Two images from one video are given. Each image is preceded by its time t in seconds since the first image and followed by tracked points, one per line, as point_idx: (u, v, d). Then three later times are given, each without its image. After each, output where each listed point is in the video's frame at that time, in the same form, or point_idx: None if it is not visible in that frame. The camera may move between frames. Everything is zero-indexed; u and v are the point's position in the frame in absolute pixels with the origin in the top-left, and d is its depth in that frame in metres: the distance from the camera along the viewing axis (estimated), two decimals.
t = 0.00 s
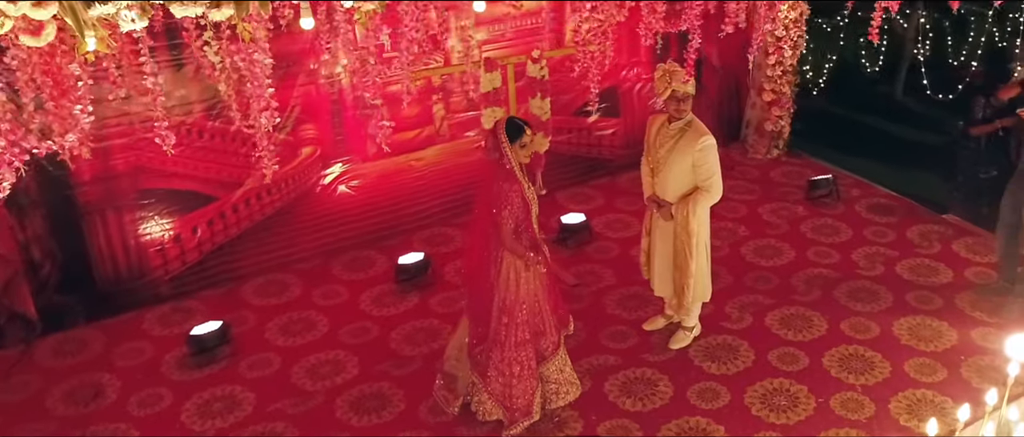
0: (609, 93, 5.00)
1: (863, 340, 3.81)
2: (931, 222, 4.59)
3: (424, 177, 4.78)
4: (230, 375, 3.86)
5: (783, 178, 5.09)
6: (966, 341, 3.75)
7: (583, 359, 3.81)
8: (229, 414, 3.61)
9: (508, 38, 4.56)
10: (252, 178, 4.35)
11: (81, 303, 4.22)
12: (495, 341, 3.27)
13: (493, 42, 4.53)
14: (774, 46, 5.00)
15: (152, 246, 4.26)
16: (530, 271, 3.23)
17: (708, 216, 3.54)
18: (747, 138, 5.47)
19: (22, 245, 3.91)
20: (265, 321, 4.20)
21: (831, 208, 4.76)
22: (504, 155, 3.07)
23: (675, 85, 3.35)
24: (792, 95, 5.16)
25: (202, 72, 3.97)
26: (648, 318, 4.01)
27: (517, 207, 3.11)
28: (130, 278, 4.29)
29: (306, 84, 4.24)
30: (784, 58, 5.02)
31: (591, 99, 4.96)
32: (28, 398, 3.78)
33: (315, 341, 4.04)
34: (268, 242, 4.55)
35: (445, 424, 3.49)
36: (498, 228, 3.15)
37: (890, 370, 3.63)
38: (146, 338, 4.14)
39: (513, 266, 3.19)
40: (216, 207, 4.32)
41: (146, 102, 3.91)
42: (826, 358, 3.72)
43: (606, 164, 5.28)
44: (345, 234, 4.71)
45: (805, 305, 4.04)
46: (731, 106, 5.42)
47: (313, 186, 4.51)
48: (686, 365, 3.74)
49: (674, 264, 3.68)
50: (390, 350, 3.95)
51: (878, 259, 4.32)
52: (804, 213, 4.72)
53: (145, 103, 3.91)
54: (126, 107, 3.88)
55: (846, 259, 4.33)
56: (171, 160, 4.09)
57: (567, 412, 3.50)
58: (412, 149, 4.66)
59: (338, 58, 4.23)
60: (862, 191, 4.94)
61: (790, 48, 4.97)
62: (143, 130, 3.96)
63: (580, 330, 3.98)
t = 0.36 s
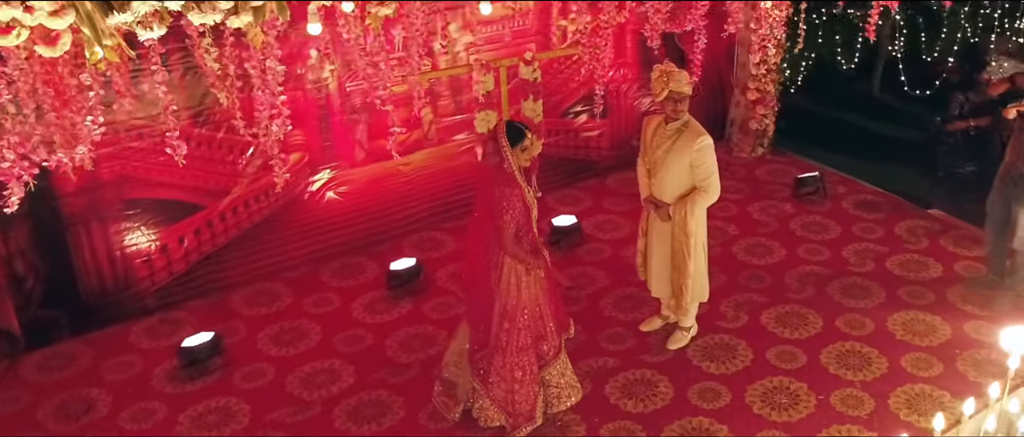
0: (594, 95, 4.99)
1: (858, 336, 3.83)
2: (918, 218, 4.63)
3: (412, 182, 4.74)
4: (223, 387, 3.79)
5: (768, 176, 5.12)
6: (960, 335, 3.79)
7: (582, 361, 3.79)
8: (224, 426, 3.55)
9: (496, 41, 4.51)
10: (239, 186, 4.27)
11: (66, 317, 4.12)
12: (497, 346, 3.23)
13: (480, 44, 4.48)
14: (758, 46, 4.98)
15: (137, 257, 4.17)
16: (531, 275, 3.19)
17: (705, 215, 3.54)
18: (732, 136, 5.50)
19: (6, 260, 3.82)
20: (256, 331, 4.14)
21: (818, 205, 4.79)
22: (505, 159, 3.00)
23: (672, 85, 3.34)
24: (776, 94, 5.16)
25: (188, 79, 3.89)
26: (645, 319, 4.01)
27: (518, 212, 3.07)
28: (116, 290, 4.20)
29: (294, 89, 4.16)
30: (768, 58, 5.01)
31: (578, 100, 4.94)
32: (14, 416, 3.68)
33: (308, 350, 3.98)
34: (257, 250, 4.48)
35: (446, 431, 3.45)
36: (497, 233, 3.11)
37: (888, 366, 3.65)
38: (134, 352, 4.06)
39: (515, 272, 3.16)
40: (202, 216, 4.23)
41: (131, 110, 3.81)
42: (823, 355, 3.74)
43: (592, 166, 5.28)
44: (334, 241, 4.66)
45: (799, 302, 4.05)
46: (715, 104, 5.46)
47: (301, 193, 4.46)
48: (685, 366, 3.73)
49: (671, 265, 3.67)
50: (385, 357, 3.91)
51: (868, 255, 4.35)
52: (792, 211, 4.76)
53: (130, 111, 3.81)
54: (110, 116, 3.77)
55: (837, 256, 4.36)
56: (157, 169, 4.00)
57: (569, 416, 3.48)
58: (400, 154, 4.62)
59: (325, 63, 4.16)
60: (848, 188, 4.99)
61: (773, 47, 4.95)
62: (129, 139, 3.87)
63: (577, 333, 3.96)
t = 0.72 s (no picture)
0: (581, 97, 4.99)
1: (855, 332, 3.85)
2: (906, 214, 4.69)
3: (401, 186, 4.70)
4: (217, 399, 3.72)
5: (755, 176, 5.15)
6: (954, 329, 3.82)
7: (582, 364, 3.78)
8: None
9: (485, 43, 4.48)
10: (226, 193, 4.18)
11: (52, 331, 4.02)
12: (500, 352, 3.19)
13: (470, 47, 4.45)
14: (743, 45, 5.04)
15: (124, 268, 4.08)
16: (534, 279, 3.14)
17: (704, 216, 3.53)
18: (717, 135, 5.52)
19: None
20: (248, 341, 4.07)
21: (807, 203, 4.85)
22: (508, 165, 2.96)
23: (669, 86, 3.33)
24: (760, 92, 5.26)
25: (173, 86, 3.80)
26: (642, 320, 4.00)
27: (522, 216, 3.03)
28: (104, 303, 4.11)
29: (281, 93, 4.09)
30: (753, 56, 5.08)
31: (567, 102, 4.93)
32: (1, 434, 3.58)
33: (303, 359, 3.92)
34: (246, 259, 4.42)
35: None
36: (500, 237, 3.07)
37: (886, 362, 3.68)
38: (124, 365, 3.98)
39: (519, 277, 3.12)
40: (190, 225, 4.15)
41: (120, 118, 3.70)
42: (821, 352, 3.75)
43: (580, 167, 5.27)
44: (324, 247, 4.62)
45: (794, 300, 4.08)
46: (700, 104, 5.48)
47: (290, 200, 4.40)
48: (684, 366, 3.73)
49: (670, 265, 3.66)
50: (383, 364, 3.86)
51: (859, 251, 4.39)
52: (782, 209, 4.80)
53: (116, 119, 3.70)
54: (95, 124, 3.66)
55: (828, 253, 4.40)
56: (144, 178, 3.91)
57: (573, 419, 3.45)
58: (389, 159, 4.58)
59: (314, 68, 4.10)
60: (835, 185, 5.03)
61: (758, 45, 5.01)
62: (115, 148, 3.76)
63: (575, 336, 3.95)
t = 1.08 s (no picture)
0: (570, 99, 4.98)
1: (853, 329, 3.88)
2: (895, 211, 4.73)
3: (392, 192, 4.65)
4: (214, 412, 3.65)
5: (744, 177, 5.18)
6: (950, 325, 3.86)
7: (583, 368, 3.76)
8: None
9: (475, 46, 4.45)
10: (217, 202, 4.11)
11: (39, 345, 3.92)
12: (507, 361, 3.18)
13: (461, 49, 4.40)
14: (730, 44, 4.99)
15: (113, 280, 4.00)
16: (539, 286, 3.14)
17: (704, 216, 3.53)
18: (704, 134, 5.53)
19: None
20: (242, 351, 4.01)
21: (797, 201, 4.90)
22: (514, 172, 2.96)
23: (669, 88, 3.32)
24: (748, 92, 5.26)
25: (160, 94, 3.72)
26: (640, 322, 3.99)
27: (526, 222, 3.01)
28: (92, 316, 4.02)
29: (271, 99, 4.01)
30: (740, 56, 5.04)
31: (556, 104, 4.93)
32: None
33: (300, 369, 3.87)
34: (237, 268, 4.35)
35: None
36: (502, 244, 3.04)
37: (885, 358, 3.70)
38: (117, 379, 3.89)
39: (523, 283, 3.09)
40: (180, 235, 4.08)
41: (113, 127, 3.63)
42: (821, 351, 3.76)
43: (569, 169, 5.26)
44: (316, 254, 4.56)
45: (790, 299, 4.09)
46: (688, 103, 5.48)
47: (280, 207, 4.34)
48: (686, 367, 3.72)
49: (670, 266, 3.64)
50: (382, 372, 3.81)
51: (851, 249, 4.42)
52: (773, 208, 4.84)
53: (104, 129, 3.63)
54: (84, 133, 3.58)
55: (820, 251, 4.43)
56: (134, 188, 3.83)
57: (578, 424, 3.44)
58: (379, 164, 4.53)
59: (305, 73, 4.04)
60: (824, 183, 5.07)
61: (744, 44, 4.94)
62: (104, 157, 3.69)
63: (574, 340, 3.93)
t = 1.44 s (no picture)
0: (559, 102, 4.96)
1: (852, 328, 3.89)
2: (886, 209, 4.84)
3: (385, 197, 4.60)
4: (211, 426, 3.58)
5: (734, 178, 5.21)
6: (947, 321, 3.88)
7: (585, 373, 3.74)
8: None
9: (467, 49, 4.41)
10: (208, 211, 4.04)
11: (28, 361, 3.84)
12: (514, 370, 3.17)
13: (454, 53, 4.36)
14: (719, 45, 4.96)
15: (103, 293, 3.92)
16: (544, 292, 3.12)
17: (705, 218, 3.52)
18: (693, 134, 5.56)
19: None
20: (238, 363, 3.95)
21: (789, 200, 4.94)
22: (523, 181, 2.93)
23: (669, 90, 3.30)
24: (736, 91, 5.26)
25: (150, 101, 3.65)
26: (639, 325, 3.97)
27: (534, 228, 2.98)
28: (82, 330, 3.94)
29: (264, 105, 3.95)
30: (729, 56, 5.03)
31: (547, 108, 4.91)
32: None
33: (297, 379, 3.81)
34: (229, 278, 4.28)
35: None
36: (508, 250, 3.01)
37: (885, 356, 3.70)
38: (110, 393, 3.82)
39: (529, 289, 3.06)
40: (171, 246, 4.00)
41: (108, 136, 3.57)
42: (822, 350, 3.76)
43: (560, 172, 5.25)
44: (308, 262, 4.51)
45: (788, 298, 4.10)
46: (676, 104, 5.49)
47: (271, 215, 4.28)
48: (688, 369, 3.70)
49: (671, 268, 3.63)
50: (381, 381, 3.76)
51: (845, 248, 4.46)
52: (766, 207, 4.88)
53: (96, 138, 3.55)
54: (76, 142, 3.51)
55: (814, 250, 4.46)
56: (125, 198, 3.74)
57: (584, 430, 3.41)
58: (371, 170, 4.48)
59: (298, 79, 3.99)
60: (813, 182, 5.16)
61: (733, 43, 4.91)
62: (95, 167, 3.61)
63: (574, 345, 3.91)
